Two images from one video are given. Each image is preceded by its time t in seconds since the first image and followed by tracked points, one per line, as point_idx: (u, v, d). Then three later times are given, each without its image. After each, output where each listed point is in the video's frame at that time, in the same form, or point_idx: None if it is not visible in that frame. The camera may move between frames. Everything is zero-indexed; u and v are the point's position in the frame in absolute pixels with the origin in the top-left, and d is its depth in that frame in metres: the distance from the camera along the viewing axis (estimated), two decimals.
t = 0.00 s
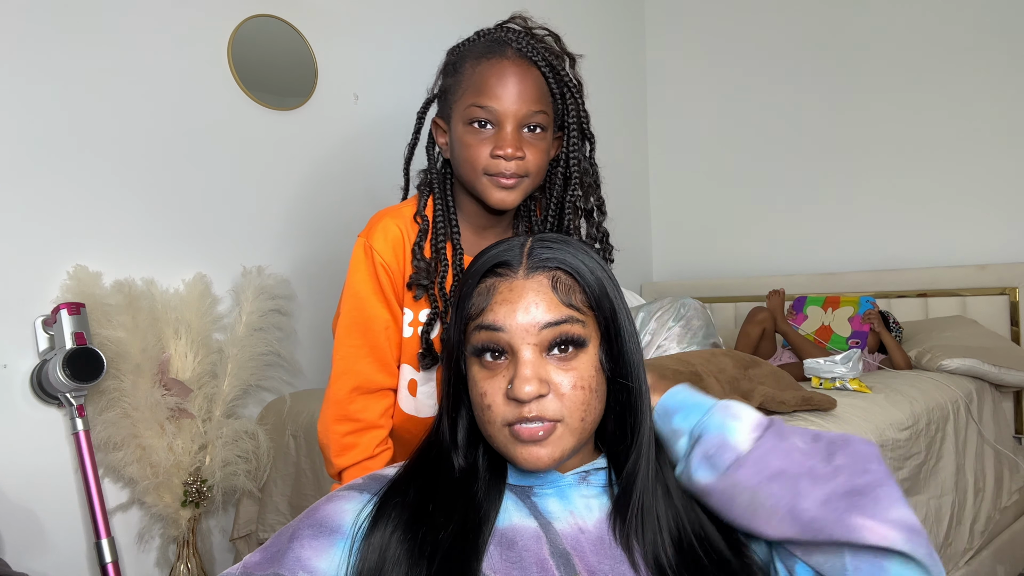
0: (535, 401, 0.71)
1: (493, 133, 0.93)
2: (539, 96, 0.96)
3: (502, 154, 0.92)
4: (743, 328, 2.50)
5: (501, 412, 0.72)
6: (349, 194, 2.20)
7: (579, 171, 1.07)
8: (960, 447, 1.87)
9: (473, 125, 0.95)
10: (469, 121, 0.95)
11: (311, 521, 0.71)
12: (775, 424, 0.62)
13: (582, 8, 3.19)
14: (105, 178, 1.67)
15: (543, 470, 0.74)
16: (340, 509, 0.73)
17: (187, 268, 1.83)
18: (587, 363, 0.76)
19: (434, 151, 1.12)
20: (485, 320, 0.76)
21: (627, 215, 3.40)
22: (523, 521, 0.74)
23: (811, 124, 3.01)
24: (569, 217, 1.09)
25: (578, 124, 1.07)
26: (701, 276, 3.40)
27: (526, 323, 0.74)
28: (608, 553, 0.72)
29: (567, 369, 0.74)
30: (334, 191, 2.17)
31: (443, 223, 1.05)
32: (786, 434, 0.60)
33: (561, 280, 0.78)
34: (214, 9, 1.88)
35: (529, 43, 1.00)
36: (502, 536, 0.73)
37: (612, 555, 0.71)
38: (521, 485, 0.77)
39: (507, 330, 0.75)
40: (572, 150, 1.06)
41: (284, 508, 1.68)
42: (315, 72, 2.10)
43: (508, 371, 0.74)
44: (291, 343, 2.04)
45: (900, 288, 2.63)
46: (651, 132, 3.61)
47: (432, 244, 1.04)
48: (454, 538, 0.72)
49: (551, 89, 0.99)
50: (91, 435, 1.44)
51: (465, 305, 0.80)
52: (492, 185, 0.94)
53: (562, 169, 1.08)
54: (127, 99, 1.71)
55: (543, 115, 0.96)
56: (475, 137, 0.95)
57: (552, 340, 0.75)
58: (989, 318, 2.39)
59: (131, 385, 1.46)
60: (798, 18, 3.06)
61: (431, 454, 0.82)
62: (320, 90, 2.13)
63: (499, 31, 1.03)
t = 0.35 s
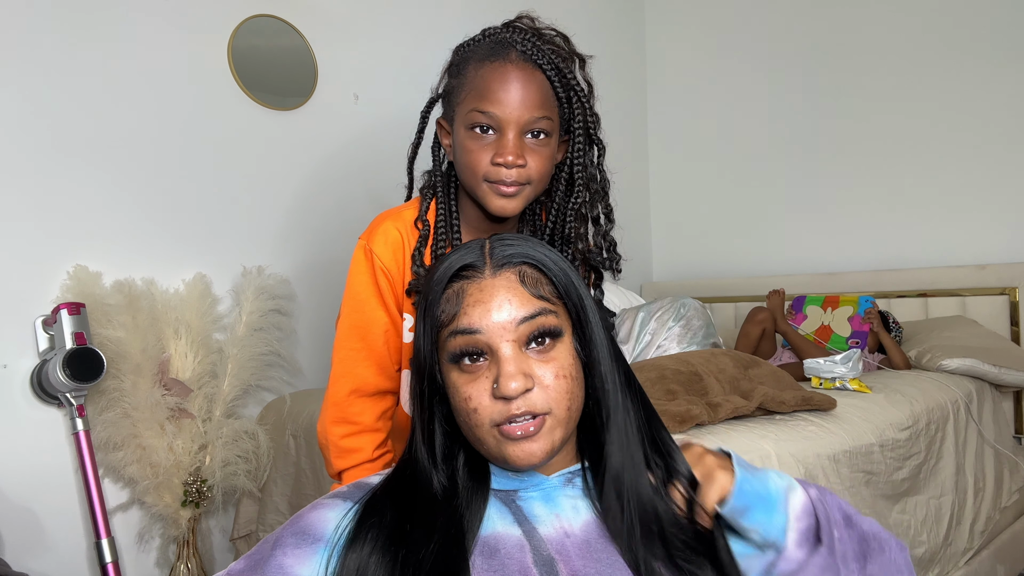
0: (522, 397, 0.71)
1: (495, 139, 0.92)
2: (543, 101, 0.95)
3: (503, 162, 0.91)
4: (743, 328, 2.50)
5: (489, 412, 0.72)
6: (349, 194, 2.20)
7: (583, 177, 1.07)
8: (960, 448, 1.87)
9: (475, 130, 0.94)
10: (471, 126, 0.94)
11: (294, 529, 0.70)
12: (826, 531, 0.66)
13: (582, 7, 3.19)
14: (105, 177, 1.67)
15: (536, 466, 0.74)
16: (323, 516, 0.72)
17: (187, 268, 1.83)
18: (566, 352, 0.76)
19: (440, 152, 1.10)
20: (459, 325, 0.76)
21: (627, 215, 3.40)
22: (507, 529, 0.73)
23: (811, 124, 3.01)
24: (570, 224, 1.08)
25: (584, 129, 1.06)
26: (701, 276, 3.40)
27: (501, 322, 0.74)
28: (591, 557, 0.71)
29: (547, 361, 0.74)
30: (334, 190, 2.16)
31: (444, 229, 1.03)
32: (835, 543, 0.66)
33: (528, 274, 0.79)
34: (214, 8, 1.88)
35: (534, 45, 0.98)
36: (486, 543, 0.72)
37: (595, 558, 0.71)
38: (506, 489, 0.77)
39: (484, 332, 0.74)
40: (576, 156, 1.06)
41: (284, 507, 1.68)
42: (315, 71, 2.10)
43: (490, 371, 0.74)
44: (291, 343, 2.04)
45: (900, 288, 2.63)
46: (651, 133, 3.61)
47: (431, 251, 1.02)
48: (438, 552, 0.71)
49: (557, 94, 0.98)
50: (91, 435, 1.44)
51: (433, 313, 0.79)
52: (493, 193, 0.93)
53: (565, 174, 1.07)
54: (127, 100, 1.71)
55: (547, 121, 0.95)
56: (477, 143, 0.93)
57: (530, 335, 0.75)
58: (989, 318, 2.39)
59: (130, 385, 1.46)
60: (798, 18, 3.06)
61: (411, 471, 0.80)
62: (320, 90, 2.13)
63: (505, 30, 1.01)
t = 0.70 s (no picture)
0: (525, 395, 0.72)
1: (488, 142, 0.92)
2: (538, 102, 0.95)
3: (497, 165, 0.91)
4: (743, 328, 2.50)
5: (490, 410, 0.72)
6: (349, 193, 2.20)
7: (578, 179, 1.06)
8: (960, 448, 1.87)
9: (468, 132, 0.94)
10: (464, 127, 0.94)
11: (290, 530, 0.71)
12: None
13: (582, 7, 3.19)
14: (105, 177, 1.67)
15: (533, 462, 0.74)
16: (319, 519, 0.73)
17: (187, 268, 1.83)
18: (566, 353, 0.77)
19: (433, 151, 1.10)
20: (464, 323, 0.75)
21: (627, 214, 3.40)
22: (499, 526, 0.75)
23: (811, 124, 3.01)
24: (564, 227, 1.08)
25: (581, 131, 1.05)
26: (701, 275, 3.40)
27: (506, 321, 0.75)
28: (581, 555, 0.74)
29: (548, 361, 0.75)
30: (333, 189, 2.16)
31: (437, 228, 1.03)
32: None
33: (531, 275, 0.79)
34: (214, 8, 1.88)
35: (529, 45, 0.97)
36: (479, 542, 0.74)
37: (585, 556, 0.74)
38: (497, 489, 0.78)
39: (489, 331, 0.74)
40: (572, 159, 1.05)
41: (284, 507, 1.67)
42: (315, 71, 2.10)
43: (493, 369, 0.74)
44: (291, 343, 2.04)
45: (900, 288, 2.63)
46: (652, 133, 3.61)
47: (424, 252, 1.02)
48: (434, 553, 0.70)
49: (553, 95, 0.98)
50: (91, 435, 1.44)
51: (435, 309, 0.78)
52: (487, 197, 0.93)
53: (561, 176, 1.07)
54: (126, 100, 1.71)
55: (543, 123, 0.95)
56: (470, 145, 0.93)
57: (535, 334, 0.75)
58: (989, 318, 2.39)
59: (130, 385, 1.46)
60: (798, 18, 3.06)
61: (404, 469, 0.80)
62: (321, 90, 2.13)
63: (499, 29, 1.00)
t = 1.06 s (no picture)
0: (527, 391, 0.72)
1: (488, 142, 0.92)
2: (538, 99, 0.94)
3: (499, 166, 0.90)
4: (743, 328, 2.50)
5: (492, 404, 0.72)
6: (349, 193, 2.20)
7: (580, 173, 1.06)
8: (960, 448, 1.87)
9: (466, 133, 0.93)
10: (463, 128, 0.93)
11: (288, 531, 0.70)
12: None
13: (582, 7, 3.19)
14: (105, 177, 1.67)
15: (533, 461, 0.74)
16: (317, 518, 0.72)
17: (187, 268, 1.83)
18: (572, 353, 0.77)
19: (430, 155, 1.10)
20: (472, 318, 0.76)
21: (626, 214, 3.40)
22: (500, 526, 0.75)
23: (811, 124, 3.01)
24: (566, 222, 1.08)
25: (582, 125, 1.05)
26: (701, 275, 3.40)
27: (513, 316, 0.75)
28: (583, 555, 0.74)
29: (553, 359, 0.75)
30: (332, 189, 2.16)
31: (439, 227, 1.03)
32: None
33: (541, 273, 0.80)
34: (214, 8, 1.88)
35: (526, 39, 0.97)
36: (480, 542, 0.73)
37: (586, 556, 0.74)
38: (497, 489, 0.78)
39: (496, 325, 0.75)
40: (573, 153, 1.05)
41: (284, 507, 1.67)
42: (315, 71, 2.10)
43: (497, 364, 0.74)
44: (291, 343, 2.04)
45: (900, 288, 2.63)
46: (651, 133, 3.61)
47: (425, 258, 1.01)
48: (433, 551, 0.70)
49: (552, 88, 0.98)
50: (90, 435, 1.43)
51: (444, 302, 0.79)
52: (489, 199, 0.92)
53: (563, 171, 1.06)
54: (126, 100, 1.71)
55: (544, 119, 0.94)
56: (469, 146, 0.93)
57: (541, 332, 0.76)
58: (989, 318, 2.39)
59: (130, 385, 1.46)
60: (798, 19, 3.06)
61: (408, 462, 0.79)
62: (320, 90, 2.13)
63: (495, 25, 1.00)
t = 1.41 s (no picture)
0: (514, 382, 0.72)
1: (478, 153, 0.91)
2: (531, 111, 0.93)
3: (488, 179, 0.89)
4: (743, 328, 2.50)
5: (479, 398, 0.72)
6: (349, 193, 2.20)
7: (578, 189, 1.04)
8: (960, 447, 1.87)
9: (458, 144, 0.93)
10: (455, 139, 0.93)
11: (289, 529, 0.71)
12: (736, 525, 0.65)
13: (582, 7, 3.19)
14: (105, 177, 1.67)
15: (522, 458, 0.74)
16: (318, 517, 0.73)
17: (187, 269, 1.83)
18: (563, 350, 0.77)
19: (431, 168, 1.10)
20: (461, 312, 0.76)
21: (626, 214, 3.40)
22: (499, 525, 0.74)
23: (811, 124, 3.01)
24: (563, 235, 1.06)
25: (580, 139, 1.04)
26: (701, 275, 3.40)
27: (502, 312, 0.75)
28: (583, 553, 0.72)
29: (542, 355, 0.74)
30: (332, 189, 2.16)
31: (438, 240, 1.03)
32: (745, 546, 0.64)
33: (532, 271, 0.80)
34: (214, 8, 1.88)
35: (520, 51, 0.96)
36: (479, 541, 0.73)
37: (587, 554, 0.72)
38: (496, 488, 0.77)
39: (484, 319, 0.75)
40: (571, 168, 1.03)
41: (284, 508, 1.67)
42: (315, 71, 2.10)
43: (485, 357, 0.74)
44: (291, 343, 2.04)
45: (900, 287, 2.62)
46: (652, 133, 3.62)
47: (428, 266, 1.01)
48: (432, 548, 0.70)
49: (549, 104, 0.97)
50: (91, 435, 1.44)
51: (436, 300, 0.79)
52: (479, 212, 0.91)
53: (561, 185, 1.05)
54: (126, 100, 1.71)
55: (537, 132, 0.93)
56: (461, 157, 0.92)
57: (530, 327, 0.75)
58: (990, 317, 2.39)
59: (131, 385, 1.46)
60: (797, 20, 3.06)
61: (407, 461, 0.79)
62: (320, 90, 2.13)
63: (490, 36, 1.00)
